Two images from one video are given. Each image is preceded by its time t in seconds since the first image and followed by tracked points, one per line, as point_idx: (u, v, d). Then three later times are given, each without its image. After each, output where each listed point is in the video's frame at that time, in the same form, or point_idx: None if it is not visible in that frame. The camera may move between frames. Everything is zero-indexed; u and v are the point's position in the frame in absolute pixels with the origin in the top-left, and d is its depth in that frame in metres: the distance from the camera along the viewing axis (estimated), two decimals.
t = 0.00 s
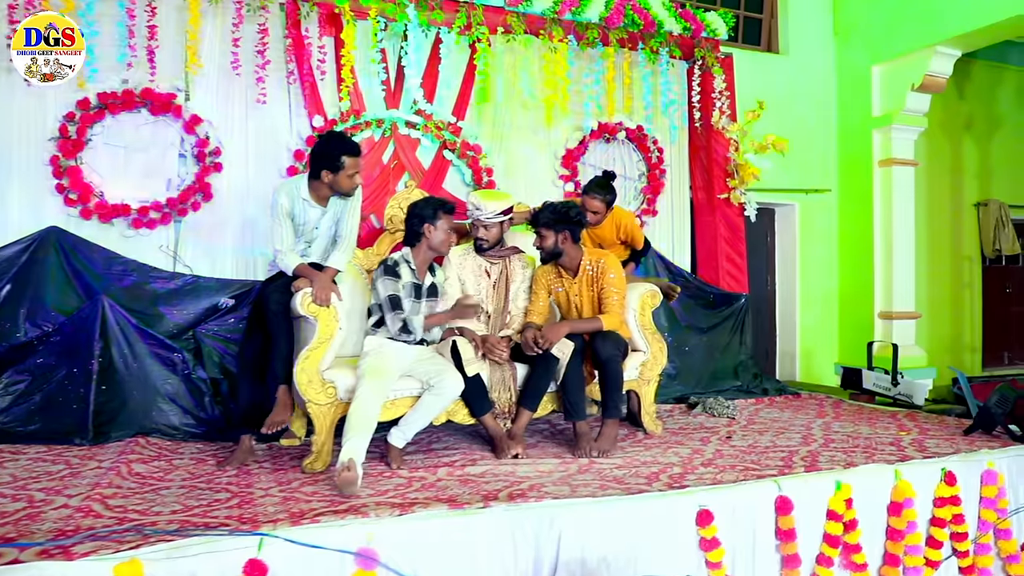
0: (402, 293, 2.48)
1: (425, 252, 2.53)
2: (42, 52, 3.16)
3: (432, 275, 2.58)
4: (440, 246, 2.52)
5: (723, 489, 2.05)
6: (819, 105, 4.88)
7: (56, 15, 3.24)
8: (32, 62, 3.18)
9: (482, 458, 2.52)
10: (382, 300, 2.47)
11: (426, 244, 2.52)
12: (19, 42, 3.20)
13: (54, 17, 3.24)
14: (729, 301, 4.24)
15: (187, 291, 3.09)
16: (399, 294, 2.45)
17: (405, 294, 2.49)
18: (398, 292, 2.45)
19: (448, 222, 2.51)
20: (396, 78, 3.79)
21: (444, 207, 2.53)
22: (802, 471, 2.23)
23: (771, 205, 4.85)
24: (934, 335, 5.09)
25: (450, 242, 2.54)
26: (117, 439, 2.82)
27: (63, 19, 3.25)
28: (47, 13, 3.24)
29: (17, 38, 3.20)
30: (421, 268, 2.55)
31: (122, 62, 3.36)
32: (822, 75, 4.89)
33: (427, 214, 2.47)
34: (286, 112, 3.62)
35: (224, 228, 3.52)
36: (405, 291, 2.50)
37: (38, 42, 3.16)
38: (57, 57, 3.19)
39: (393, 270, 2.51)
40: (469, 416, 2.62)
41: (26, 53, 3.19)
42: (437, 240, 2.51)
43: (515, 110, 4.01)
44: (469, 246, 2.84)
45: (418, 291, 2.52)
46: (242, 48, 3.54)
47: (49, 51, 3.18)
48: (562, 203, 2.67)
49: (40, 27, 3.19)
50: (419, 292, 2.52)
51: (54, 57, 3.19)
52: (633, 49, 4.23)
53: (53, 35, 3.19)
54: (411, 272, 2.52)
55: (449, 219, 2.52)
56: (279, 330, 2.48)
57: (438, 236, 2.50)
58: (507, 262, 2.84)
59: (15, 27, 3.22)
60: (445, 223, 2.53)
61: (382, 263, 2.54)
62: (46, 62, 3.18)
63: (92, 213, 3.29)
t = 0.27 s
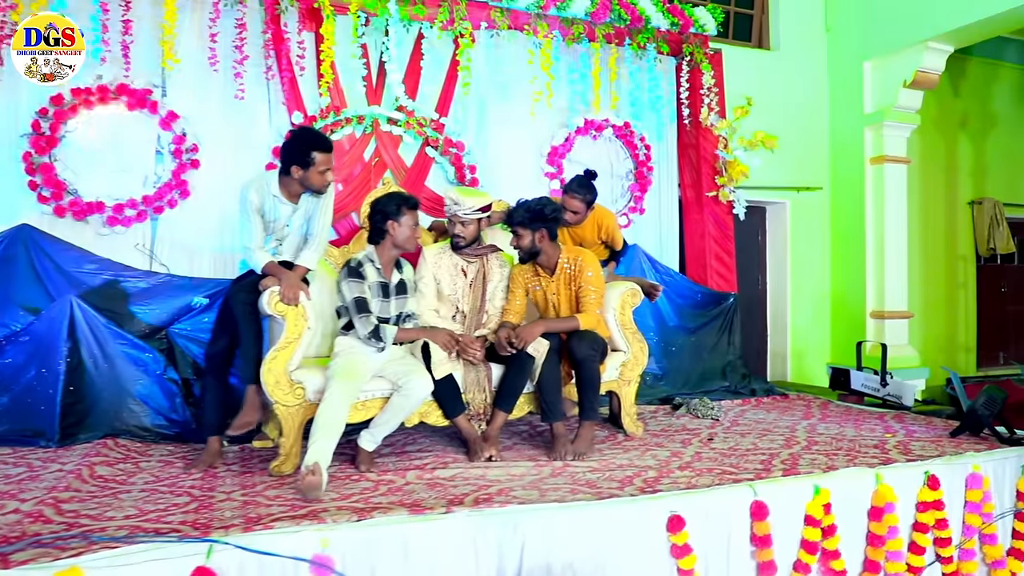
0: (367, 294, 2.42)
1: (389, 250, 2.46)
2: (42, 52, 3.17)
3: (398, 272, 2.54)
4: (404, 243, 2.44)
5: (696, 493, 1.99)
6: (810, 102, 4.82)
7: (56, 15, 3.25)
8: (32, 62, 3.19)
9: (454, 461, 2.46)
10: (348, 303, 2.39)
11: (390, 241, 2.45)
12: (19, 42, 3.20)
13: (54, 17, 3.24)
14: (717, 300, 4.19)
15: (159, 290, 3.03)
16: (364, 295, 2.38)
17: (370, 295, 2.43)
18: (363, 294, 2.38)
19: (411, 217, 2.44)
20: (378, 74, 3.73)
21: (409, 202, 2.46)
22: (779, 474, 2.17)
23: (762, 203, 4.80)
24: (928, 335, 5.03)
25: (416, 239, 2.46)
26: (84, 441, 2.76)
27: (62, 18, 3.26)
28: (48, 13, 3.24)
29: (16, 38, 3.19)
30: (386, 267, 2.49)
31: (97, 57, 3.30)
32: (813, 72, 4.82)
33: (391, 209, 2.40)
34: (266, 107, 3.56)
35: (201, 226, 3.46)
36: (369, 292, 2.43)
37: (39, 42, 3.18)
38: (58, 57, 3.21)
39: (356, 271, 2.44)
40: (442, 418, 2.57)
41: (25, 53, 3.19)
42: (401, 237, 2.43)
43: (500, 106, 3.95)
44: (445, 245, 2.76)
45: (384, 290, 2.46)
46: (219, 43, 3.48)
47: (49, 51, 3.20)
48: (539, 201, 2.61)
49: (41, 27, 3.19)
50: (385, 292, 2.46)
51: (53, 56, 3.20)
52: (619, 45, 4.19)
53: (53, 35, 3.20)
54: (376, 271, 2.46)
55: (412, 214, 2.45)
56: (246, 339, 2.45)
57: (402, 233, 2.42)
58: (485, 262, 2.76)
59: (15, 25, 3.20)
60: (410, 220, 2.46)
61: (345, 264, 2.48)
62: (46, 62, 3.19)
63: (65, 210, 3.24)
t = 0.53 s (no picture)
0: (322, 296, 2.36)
1: (343, 249, 2.41)
2: (42, 52, 3.15)
3: (356, 270, 2.48)
4: (357, 239, 2.39)
5: (663, 500, 1.93)
6: (800, 99, 4.75)
7: (56, 15, 3.22)
8: (32, 62, 3.16)
9: (421, 465, 2.41)
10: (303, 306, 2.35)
11: (343, 239, 2.39)
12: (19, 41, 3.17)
13: (54, 17, 3.21)
14: (703, 300, 4.12)
15: (127, 290, 2.96)
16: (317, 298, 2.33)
17: (326, 296, 2.38)
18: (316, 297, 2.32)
19: (362, 212, 2.39)
20: (356, 70, 3.66)
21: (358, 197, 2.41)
22: (751, 480, 2.10)
23: (751, 201, 4.74)
24: (920, 335, 4.96)
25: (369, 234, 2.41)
26: (45, 444, 2.74)
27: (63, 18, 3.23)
28: (47, 13, 3.21)
29: (15, 37, 3.16)
30: (342, 266, 2.44)
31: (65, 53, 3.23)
32: (803, 69, 4.76)
33: (339, 205, 2.34)
34: (242, 103, 3.50)
35: (174, 225, 3.39)
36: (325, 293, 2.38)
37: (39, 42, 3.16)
38: (57, 57, 3.18)
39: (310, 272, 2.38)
40: (411, 421, 2.52)
41: (25, 53, 3.16)
42: (354, 233, 2.38)
43: (481, 103, 3.90)
44: (414, 243, 2.73)
45: (340, 291, 2.40)
46: (192, 38, 3.40)
47: (49, 51, 3.17)
48: (511, 198, 2.54)
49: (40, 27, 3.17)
50: (341, 292, 2.40)
51: (53, 56, 3.17)
52: (604, 40, 4.13)
53: (53, 35, 3.18)
54: (330, 272, 2.41)
55: (363, 209, 2.39)
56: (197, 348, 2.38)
57: (354, 229, 2.37)
58: (453, 261, 2.74)
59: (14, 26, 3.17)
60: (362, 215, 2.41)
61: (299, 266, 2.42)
62: (46, 62, 3.16)
63: (35, 209, 3.18)
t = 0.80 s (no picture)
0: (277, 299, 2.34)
1: (301, 249, 2.39)
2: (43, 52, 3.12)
3: (317, 269, 2.46)
4: (313, 238, 2.36)
5: (630, 507, 1.86)
6: (790, 96, 4.68)
7: (56, 15, 3.18)
8: (31, 62, 3.13)
9: (388, 470, 2.35)
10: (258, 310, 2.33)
11: (300, 239, 2.37)
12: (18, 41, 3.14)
13: (57, 19, 3.18)
14: (690, 301, 4.05)
15: (97, 289, 2.91)
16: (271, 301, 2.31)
17: (284, 299, 2.36)
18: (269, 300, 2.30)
19: (318, 210, 2.37)
20: (335, 66, 3.60)
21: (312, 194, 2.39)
22: (724, 486, 2.03)
23: (741, 200, 4.67)
24: (913, 336, 4.88)
25: (326, 231, 2.39)
26: (8, 447, 2.68)
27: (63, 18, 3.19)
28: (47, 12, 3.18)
29: (15, 38, 3.13)
30: (301, 267, 2.41)
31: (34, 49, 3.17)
32: (794, 66, 4.69)
33: (293, 203, 2.33)
34: (218, 100, 3.44)
35: (148, 223, 3.34)
36: (281, 296, 2.36)
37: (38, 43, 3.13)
38: (57, 57, 3.15)
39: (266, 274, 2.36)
40: (379, 424, 2.46)
41: (25, 53, 3.13)
42: (311, 232, 2.36)
43: (463, 100, 3.85)
44: (385, 242, 2.67)
45: (298, 292, 2.38)
46: (165, 33, 3.35)
47: (49, 51, 3.15)
48: (483, 195, 2.48)
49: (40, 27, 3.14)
50: (300, 293, 2.39)
51: (53, 56, 3.14)
52: (589, 36, 4.08)
53: (53, 35, 3.15)
54: (288, 273, 2.39)
55: (318, 205, 2.38)
56: (169, 342, 2.35)
57: (310, 227, 2.35)
58: (426, 260, 2.68)
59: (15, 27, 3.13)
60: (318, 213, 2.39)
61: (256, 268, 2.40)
62: (46, 62, 3.13)
63: (5, 207, 3.11)
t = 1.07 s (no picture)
0: (251, 302, 2.35)
1: (275, 249, 2.39)
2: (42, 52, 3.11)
3: (294, 267, 2.46)
4: (285, 237, 2.37)
5: (607, 514, 1.81)
6: (789, 93, 4.61)
7: (56, 15, 3.17)
8: (31, 62, 3.12)
9: (366, 474, 2.31)
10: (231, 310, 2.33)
11: (273, 238, 2.38)
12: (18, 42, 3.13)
13: (55, 18, 3.17)
14: (685, 301, 3.99)
15: (79, 289, 2.88)
16: (242, 303, 2.30)
17: (258, 300, 2.37)
18: (240, 301, 2.30)
19: (289, 208, 2.36)
20: (323, 65, 3.57)
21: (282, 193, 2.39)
22: (706, 492, 1.98)
23: (739, 199, 4.60)
24: (915, 337, 4.80)
25: (299, 229, 2.39)
26: None
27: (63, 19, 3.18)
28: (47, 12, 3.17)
29: (15, 38, 3.12)
30: (275, 266, 2.41)
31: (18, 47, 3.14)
32: (792, 63, 4.62)
33: (261, 202, 2.33)
34: (205, 99, 3.40)
35: (134, 222, 3.29)
36: (256, 297, 2.37)
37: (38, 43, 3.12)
38: (57, 57, 3.14)
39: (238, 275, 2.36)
40: (358, 427, 2.41)
41: (25, 53, 3.12)
42: (283, 231, 2.36)
43: (454, 98, 3.80)
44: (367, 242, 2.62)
45: (272, 292, 2.39)
46: (151, 32, 3.31)
47: (49, 51, 3.14)
48: (468, 194, 2.42)
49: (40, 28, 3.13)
50: (274, 294, 2.39)
51: (53, 57, 3.13)
52: (582, 34, 4.03)
53: (53, 36, 3.14)
54: (262, 273, 2.39)
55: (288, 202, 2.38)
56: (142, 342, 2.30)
57: (281, 226, 2.35)
58: (409, 261, 2.64)
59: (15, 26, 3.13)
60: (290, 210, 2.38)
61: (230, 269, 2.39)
62: (46, 62, 3.12)
63: None
